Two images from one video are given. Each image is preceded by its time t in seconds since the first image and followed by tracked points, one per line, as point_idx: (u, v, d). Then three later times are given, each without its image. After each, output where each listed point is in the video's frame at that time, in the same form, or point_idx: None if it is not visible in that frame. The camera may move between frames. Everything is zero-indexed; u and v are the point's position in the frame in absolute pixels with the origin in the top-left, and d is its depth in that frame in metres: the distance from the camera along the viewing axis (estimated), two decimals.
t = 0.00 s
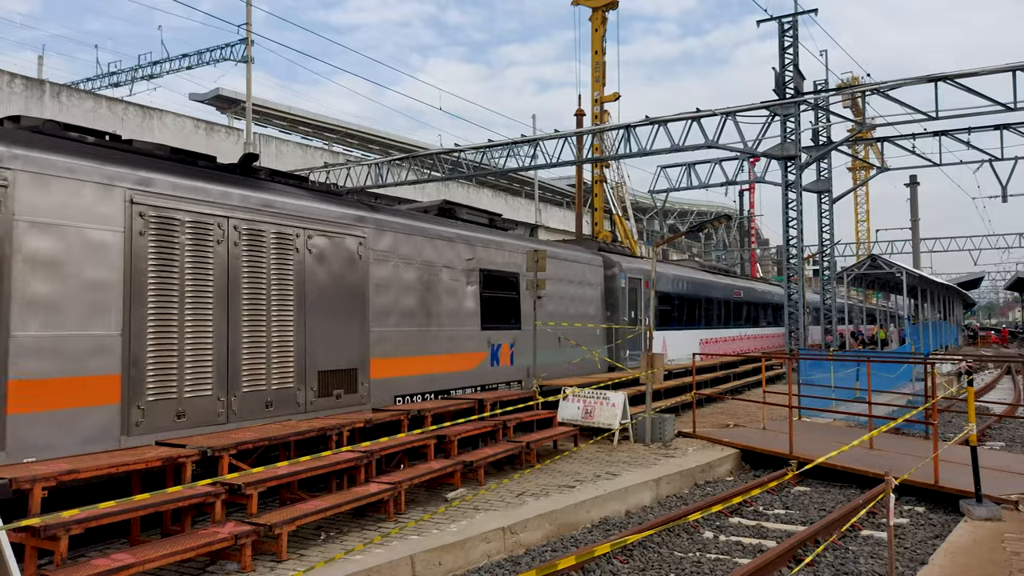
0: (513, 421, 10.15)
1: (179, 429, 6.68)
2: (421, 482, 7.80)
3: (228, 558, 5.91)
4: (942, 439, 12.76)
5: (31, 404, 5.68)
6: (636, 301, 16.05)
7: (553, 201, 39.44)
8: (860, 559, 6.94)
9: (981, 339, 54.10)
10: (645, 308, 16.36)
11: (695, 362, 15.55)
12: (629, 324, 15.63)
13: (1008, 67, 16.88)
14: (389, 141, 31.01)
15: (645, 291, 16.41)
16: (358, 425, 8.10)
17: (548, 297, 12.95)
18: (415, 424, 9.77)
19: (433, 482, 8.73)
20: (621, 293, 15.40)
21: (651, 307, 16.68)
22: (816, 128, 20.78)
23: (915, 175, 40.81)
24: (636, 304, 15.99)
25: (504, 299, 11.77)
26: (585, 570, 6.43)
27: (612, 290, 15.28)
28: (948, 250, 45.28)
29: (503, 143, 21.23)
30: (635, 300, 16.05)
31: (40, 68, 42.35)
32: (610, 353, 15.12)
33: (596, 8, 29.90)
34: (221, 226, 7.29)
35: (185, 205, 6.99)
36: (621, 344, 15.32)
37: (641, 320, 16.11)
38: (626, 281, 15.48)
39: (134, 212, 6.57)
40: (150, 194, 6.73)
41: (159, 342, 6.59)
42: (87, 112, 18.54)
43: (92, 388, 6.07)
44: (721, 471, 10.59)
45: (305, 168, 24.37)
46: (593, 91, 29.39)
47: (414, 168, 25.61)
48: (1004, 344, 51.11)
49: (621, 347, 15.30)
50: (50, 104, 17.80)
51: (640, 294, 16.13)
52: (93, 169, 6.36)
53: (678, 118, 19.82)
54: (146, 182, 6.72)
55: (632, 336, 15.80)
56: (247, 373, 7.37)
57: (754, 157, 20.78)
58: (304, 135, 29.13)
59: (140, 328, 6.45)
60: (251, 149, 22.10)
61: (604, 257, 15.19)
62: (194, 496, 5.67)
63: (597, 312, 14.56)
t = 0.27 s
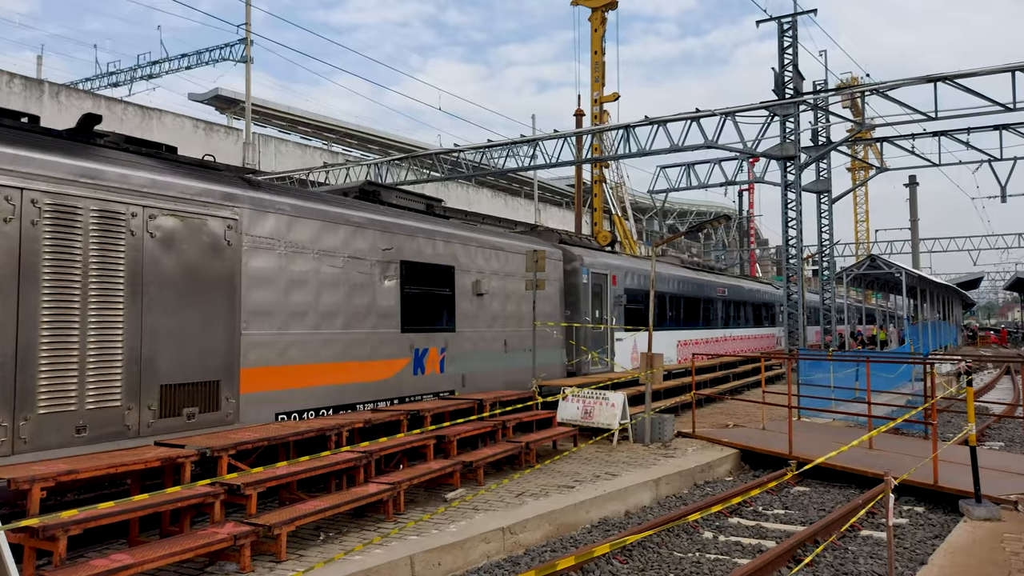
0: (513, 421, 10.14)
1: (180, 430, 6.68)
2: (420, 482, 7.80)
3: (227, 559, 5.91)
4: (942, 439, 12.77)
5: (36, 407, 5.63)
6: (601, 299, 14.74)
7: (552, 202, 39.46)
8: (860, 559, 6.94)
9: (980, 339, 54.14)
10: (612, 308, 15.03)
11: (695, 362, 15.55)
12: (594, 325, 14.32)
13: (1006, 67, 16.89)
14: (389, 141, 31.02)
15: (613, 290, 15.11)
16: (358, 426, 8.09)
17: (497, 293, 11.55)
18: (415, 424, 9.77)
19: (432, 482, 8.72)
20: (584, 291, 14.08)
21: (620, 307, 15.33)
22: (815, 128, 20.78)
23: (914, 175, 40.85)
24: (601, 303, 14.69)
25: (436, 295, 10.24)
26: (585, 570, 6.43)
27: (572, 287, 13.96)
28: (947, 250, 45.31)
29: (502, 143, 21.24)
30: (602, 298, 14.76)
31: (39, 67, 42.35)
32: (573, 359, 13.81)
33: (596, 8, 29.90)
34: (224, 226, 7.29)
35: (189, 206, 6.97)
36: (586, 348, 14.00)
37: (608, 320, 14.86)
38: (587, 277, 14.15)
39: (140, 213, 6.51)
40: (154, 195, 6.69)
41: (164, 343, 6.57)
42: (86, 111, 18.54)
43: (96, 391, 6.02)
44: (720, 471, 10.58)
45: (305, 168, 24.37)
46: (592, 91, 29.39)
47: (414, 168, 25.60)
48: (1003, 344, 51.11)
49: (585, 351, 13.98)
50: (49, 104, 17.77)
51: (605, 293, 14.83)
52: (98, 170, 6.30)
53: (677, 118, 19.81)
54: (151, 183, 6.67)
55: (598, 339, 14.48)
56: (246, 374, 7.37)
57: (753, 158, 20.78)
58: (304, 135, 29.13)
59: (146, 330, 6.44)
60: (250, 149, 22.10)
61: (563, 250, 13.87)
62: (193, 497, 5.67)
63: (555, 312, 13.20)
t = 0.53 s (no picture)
0: (513, 422, 10.13)
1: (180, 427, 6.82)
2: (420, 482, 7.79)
3: (227, 559, 5.90)
4: (941, 439, 12.77)
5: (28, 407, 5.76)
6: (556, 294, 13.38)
7: (552, 202, 39.46)
8: (859, 559, 6.94)
9: (980, 340, 54.10)
10: (570, 304, 13.66)
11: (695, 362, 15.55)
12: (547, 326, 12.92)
13: (1006, 67, 16.90)
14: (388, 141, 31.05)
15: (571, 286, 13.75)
16: (357, 426, 8.08)
17: (433, 293, 10.15)
18: (414, 424, 9.76)
19: (431, 483, 8.71)
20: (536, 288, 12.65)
21: (579, 304, 13.94)
22: (814, 128, 20.80)
23: (914, 175, 40.88)
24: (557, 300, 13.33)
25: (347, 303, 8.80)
26: (584, 570, 6.43)
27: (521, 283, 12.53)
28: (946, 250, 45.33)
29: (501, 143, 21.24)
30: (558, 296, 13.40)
31: (37, 67, 42.34)
32: (520, 362, 12.51)
33: (595, 8, 29.90)
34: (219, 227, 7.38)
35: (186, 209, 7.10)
36: (540, 352, 12.59)
37: (566, 319, 13.50)
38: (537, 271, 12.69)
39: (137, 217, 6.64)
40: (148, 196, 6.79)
41: (156, 345, 6.69)
42: (85, 112, 18.54)
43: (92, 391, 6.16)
44: (720, 471, 10.59)
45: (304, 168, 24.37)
46: (592, 91, 29.39)
47: (413, 168, 25.58)
48: (1003, 344, 51.09)
49: (538, 355, 12.59)
50: (48, 104, 17.78)
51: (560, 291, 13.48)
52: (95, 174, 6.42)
53: (677, 118, 19.82)
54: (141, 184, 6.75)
55: (552, 341, 13.10)
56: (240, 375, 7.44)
57: (753, 158, 20.78)
58: (303, 136, 29.13)
59: (138, 331, 6.57)
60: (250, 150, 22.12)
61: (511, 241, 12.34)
62: (192, 497, 5.66)
63: (505, 313, 11.78)
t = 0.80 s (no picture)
0: (512, 422, 10.12)
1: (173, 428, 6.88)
2: (419, 482, 7.79)
3: (227, 559, 5.90)
4: (941, 439, 12.77)
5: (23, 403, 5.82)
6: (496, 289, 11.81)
7: (552, 202, 39.41)
8: (859, 559, 6.94)
9: (981, 340, 54.03)
10: (516, 301, 12.15)
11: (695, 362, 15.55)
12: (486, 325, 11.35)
13: (1006, 67, 16.88)
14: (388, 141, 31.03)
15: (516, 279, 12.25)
16: (357, 426, 8.07)
17: (334, 286, 8.73)
18: (413, 424, 9.75)
19: (431, 483, 8.71)
20: (474, 282, 11.09)
21: (528, 301, 12.45)
22: (814, 128, 20.79)
23: (914, 176, 40.87)
24: (499, 297, 11.81)
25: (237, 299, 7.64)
26: (584, 570, 6.43)
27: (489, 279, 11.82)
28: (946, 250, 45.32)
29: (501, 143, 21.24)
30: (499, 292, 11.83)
31: (37, 67, 42.30)
32: (453, 366, 10.97)
33: (595, 8, 29.88)
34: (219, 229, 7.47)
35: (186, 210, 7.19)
36: (477, 355, 11.05)
37: (509, 317, 11.97)
38: (474, 264, 11.12)
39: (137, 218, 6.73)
40: (151, 196, 6.89)
41: (158, 346, 6.82)
42: (85, 111, 18.53)
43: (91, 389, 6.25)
44: (720, 471, 10.59)
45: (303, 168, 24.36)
46: (591, 91, 29.37)
47: (413, 168, 25.57)
48: (1003, 344, 51.09)
49: (475, 359, 11.03)
50: (48, 104, 17.78)
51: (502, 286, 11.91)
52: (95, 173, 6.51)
53: (677, 118, 19.81)
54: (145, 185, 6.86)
55: (493, 342, 11.61)
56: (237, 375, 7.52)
57: (752, 158, 20.78)
58: (302, 136, 29.13)
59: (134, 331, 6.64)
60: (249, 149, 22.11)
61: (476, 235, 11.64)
62: (192, 497, 5.66)
63: (468, 313, 11.02)
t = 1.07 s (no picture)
0: (512, 421, 10.10)
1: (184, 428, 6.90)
2: (419, 482, 7.80)
3: (227, 559, 5.90)
4: (941, 439, 12.78)
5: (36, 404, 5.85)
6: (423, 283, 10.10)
7: (551, 202, 39.39)
8: (860, 559, 6.94)
9: (981, 340, 54.01)
10: (449, 297, 10.51)
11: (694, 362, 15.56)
12: (406, 325, 9.67)
13: (1006, 67, 16.89)
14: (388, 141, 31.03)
15: (451, 272, 10.60)
16: (356, 426, 8.07)
17: (266, 281, 7.86)
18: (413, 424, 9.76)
19: (431, 483, 8.70)
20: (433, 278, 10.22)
21: (463, 298, 10.84)
22: (814, 128, 20.80)
23: (913, 176, 40.92)
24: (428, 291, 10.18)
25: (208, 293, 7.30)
26: (584, 570, 6.44)
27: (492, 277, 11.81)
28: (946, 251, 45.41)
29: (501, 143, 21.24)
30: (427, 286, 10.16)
31: (37, 66, 42.35)
32: (364, 374, 9.14)
33: (595, 8, 29.89)
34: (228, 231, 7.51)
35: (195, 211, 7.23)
36: (395, 361, 9.33)
37: (439, 315, 10.32)
38: (391, 253, 9.40)
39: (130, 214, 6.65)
40: (161, 200, 6.91)
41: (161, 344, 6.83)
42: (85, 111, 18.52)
43: (99, 391, 6.25)
44: (720, 471, 10.59)
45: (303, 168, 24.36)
46: (591, 91, 29.39)
47: (413, 168, 25.56)
48: (1002, 344, 51.13)
49: (390, 365, 9.25)
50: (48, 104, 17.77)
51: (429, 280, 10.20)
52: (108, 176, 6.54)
53: (677, 118, 19.80)
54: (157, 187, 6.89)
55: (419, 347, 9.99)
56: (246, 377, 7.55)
57: (753, 158, 20.78)
58: (302, 135, 29.13)
59: (124, 329, 6.49)
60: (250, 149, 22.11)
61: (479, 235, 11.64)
62: (192, 497, 5.66)
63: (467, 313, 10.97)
